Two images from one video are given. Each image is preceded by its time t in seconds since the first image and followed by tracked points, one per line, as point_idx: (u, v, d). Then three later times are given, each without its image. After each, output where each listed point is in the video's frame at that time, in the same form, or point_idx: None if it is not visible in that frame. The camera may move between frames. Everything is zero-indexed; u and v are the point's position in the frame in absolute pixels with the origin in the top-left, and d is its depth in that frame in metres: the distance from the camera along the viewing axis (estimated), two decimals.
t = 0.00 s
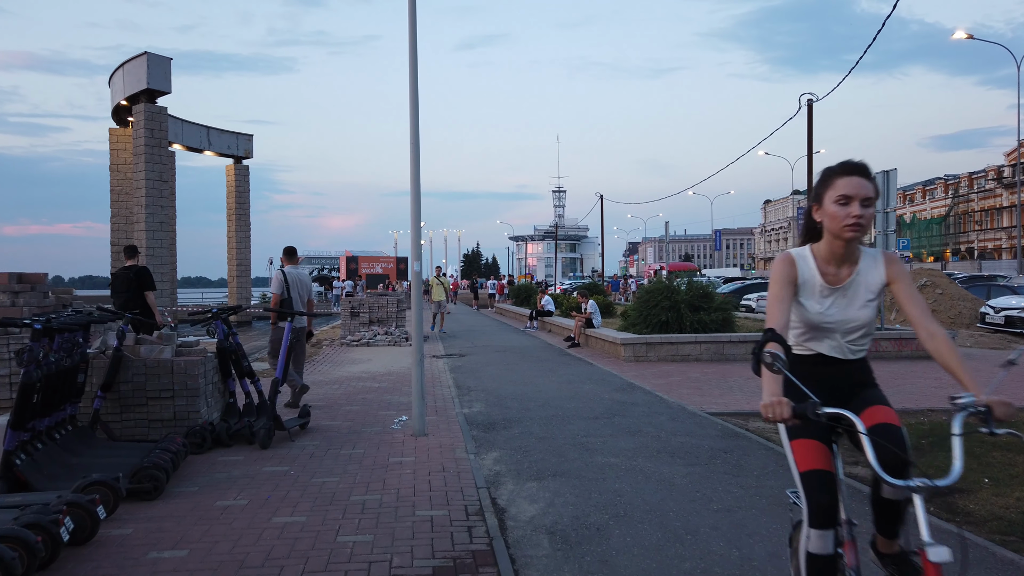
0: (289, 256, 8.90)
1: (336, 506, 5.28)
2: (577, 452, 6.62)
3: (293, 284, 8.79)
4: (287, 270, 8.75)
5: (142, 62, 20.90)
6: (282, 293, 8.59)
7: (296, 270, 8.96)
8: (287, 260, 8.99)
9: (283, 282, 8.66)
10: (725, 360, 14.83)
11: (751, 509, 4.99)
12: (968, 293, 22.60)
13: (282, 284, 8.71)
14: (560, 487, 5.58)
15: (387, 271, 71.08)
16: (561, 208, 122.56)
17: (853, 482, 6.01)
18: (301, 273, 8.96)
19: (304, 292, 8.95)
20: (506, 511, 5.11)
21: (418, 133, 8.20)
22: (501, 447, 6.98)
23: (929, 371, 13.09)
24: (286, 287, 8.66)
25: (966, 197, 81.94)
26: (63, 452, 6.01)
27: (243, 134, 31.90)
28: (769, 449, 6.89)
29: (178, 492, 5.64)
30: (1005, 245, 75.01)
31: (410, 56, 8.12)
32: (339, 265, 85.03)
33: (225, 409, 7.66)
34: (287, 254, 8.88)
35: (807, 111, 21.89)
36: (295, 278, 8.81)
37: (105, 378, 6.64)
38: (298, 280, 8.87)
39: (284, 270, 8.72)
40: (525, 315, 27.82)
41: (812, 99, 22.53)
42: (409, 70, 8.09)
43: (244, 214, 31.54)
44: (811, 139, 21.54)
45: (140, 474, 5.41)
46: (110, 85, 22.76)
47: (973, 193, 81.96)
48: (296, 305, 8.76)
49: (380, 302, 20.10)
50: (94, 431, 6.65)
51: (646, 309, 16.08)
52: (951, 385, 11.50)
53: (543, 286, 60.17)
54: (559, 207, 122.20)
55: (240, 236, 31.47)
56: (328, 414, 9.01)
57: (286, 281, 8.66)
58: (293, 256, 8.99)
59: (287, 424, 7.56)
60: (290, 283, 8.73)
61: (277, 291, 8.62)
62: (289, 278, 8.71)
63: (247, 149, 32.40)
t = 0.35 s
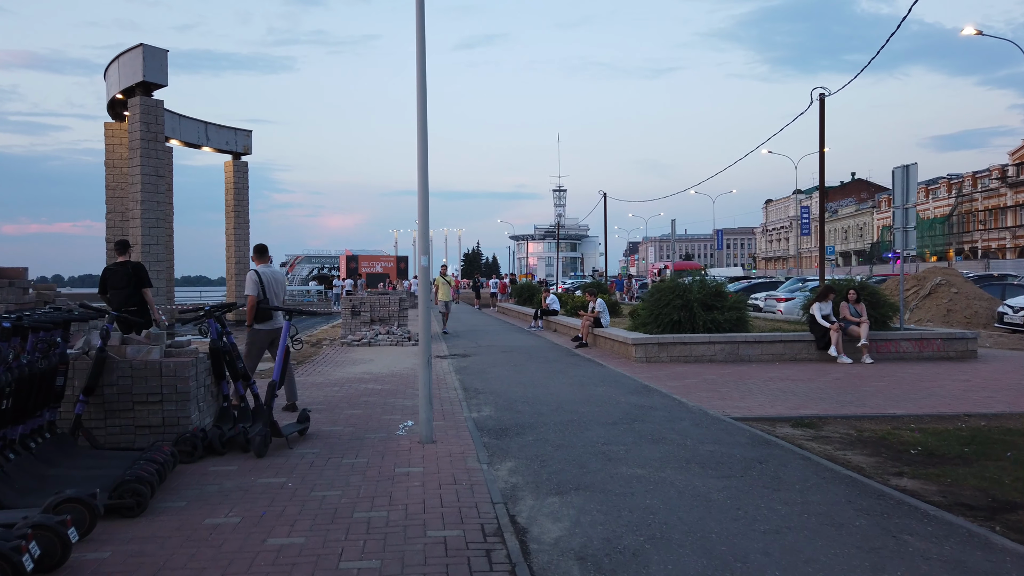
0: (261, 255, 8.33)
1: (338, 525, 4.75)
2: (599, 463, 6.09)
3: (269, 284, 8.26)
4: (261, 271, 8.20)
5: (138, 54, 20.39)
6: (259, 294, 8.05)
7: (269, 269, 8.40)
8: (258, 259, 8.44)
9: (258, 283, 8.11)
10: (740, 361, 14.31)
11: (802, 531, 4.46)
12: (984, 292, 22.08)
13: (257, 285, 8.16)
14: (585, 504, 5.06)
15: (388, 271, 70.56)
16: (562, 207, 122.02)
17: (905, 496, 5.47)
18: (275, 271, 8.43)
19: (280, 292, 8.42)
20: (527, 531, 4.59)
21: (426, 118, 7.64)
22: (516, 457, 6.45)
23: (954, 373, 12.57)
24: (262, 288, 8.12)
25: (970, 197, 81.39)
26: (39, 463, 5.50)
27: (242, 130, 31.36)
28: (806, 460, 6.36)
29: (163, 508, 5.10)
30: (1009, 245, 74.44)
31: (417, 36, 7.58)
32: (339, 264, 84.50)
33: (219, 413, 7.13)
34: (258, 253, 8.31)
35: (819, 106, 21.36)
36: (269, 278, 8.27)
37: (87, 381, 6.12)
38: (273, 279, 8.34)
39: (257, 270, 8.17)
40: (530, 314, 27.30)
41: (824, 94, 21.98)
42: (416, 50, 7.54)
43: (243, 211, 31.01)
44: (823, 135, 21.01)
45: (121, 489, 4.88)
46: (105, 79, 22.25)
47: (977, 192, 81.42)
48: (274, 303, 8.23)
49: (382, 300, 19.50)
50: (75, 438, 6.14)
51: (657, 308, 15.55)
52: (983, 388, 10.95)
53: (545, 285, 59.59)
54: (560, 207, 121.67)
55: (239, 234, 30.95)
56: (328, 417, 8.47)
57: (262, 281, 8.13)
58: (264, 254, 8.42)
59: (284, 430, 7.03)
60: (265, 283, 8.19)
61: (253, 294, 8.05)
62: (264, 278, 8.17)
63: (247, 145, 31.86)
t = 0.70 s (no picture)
0: (216, 251, 7.79)
1: (330, 557, 4.22)
2: (618, 482, 5.57)
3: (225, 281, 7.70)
4: (216, 267, 7.65)
5: (131, 48, 19.89)
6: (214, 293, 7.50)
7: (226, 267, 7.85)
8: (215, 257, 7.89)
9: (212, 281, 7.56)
10: (754, 365, 13.78)
11: (856, 569, 3.94)
12: (999, 293, 21.55)
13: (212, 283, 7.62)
14: (606, 532, 4.55)
15: (389, 271, 69.98)
16: (563, 207, 121.51)
17: (958, 522, 4.94)
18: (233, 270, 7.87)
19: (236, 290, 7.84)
20: (543, 566, 4.08)
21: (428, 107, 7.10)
22: (526, 475, 5.92)
23: (979, 378, 12.05)
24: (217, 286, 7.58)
25: (974, 196, 80.83)
26: (2, 484, 4.97)
27: (240, 127, 30.82)
28: (842, 479, 5.83)
29: (136, 536, 4.58)
30: (1013, 245, 73.92)
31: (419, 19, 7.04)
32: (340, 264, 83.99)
33: (204, 425, 6.60)
34: (213, 250, 7.77)
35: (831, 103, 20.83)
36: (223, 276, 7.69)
37: (59, 391, 5.60)
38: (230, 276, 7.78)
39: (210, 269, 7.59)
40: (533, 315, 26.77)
41: (835, 90, 21.45)
42: (418, 35, 7.00)
43: (241, 210, 30.49)
44: (836, 132, 20.47)
45: (87, 516, 4.36)
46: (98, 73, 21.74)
47: (981, 192, 80.85)
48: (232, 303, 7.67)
49: (382, 300, 18.95)
50: (45, 455, 5.62)
51: (667, 310, 15.03)
52: (1012, 395, 10.43)
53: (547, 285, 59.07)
54: (561, 206, 121.17)
55: (237, 234, 30.42)
56: (323, 427, 7.93)
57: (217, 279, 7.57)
58: (217, 251, 7.83)
59: (274, 444, 6.51)
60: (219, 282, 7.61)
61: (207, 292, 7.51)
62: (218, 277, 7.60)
63: (245, 143, 31.32)
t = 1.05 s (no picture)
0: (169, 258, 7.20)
1: None
2: (634, 509, 5.04)
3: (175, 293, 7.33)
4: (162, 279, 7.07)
5: (121, 43, 19.38)
6: (165, 298, 6.98)
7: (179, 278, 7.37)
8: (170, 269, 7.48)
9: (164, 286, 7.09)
10: (766, 370, 13.24)
11: None
12: (1013, 294, 21.00)
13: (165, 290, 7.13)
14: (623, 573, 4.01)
15: (388, 271, 69.43)
16: (563, 206, 120.95)
17: (1018, 557, 4.39)
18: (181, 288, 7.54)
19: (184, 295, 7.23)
20: None
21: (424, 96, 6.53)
22: (532, 500, 5.38)
23: (1002, 384, 11.50)
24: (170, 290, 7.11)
25: (977, 195, 80.27)
26: None
27: (236, 125, 30.26)
28: (880, 505, 5.29)
29: None
30: (1017, 244, 73.39)
31: None
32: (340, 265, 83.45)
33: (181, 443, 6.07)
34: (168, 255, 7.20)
35: (841, 99, 20.27)
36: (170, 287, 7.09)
37: (15, 409, 5.06)
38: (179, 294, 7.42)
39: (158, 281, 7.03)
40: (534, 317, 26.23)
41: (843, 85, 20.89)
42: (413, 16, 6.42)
43: (237, 210, 29.94)
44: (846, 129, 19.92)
45: (32, 558, 3.82)
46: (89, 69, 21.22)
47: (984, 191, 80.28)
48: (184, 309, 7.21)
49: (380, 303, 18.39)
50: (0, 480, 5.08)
51: (675, 312, 14.48)
52: None
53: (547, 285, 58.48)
54: (562, 206, 120.61)
55: (233, 234, 29.88)
56: (312, 441, 7.38)
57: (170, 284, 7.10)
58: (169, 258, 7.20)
59: (257, 464, 5.97)
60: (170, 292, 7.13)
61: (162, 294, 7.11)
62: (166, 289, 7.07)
63: (240, 141, 30.77)
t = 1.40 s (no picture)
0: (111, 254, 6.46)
1: None
2: (648, 533, 4.50)
3: (120, 286, 6.43)
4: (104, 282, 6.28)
5: (109, 36, 18.84)
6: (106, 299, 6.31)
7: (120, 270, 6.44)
8: (109, 254, 6.61)
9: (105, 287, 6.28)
10: (776, 373, 12.68)
11: None
12: None
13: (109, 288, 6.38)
14: None
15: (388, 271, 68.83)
16: (563, 206, 120.41)
17: None
18: (128, 270, 6.63)
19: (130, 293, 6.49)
20: None
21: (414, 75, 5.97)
22: (533, 522, 4.82)
23: None
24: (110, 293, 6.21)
25: (980, 194, 79.71)
26: None
27: (230, 122, 29.70)
28: (923, 526, 4.74)
29: None
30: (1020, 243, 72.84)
31: None
32: (339, 265, 82.92)
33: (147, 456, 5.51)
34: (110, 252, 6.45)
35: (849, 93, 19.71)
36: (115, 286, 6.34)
37: None
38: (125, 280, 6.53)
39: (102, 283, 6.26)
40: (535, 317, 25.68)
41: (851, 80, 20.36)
42: None
43: (231, 209, 29.38)
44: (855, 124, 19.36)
45: None
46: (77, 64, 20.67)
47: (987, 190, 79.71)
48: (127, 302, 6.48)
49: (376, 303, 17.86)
50: None
51: (681, 312, 13.92)
52: None
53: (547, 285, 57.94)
54: (562, 205, 120.05)
55: (227, 233, 29.31)
56: (294, 452, 6.81)
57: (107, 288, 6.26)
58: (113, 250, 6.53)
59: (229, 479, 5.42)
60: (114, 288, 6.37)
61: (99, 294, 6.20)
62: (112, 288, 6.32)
63: (235, 138, 30.20)
